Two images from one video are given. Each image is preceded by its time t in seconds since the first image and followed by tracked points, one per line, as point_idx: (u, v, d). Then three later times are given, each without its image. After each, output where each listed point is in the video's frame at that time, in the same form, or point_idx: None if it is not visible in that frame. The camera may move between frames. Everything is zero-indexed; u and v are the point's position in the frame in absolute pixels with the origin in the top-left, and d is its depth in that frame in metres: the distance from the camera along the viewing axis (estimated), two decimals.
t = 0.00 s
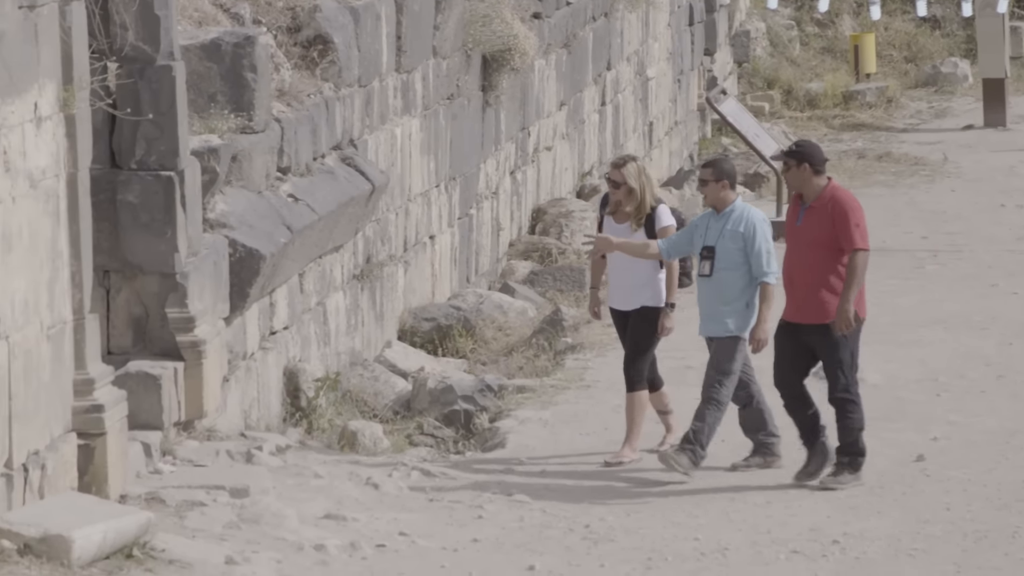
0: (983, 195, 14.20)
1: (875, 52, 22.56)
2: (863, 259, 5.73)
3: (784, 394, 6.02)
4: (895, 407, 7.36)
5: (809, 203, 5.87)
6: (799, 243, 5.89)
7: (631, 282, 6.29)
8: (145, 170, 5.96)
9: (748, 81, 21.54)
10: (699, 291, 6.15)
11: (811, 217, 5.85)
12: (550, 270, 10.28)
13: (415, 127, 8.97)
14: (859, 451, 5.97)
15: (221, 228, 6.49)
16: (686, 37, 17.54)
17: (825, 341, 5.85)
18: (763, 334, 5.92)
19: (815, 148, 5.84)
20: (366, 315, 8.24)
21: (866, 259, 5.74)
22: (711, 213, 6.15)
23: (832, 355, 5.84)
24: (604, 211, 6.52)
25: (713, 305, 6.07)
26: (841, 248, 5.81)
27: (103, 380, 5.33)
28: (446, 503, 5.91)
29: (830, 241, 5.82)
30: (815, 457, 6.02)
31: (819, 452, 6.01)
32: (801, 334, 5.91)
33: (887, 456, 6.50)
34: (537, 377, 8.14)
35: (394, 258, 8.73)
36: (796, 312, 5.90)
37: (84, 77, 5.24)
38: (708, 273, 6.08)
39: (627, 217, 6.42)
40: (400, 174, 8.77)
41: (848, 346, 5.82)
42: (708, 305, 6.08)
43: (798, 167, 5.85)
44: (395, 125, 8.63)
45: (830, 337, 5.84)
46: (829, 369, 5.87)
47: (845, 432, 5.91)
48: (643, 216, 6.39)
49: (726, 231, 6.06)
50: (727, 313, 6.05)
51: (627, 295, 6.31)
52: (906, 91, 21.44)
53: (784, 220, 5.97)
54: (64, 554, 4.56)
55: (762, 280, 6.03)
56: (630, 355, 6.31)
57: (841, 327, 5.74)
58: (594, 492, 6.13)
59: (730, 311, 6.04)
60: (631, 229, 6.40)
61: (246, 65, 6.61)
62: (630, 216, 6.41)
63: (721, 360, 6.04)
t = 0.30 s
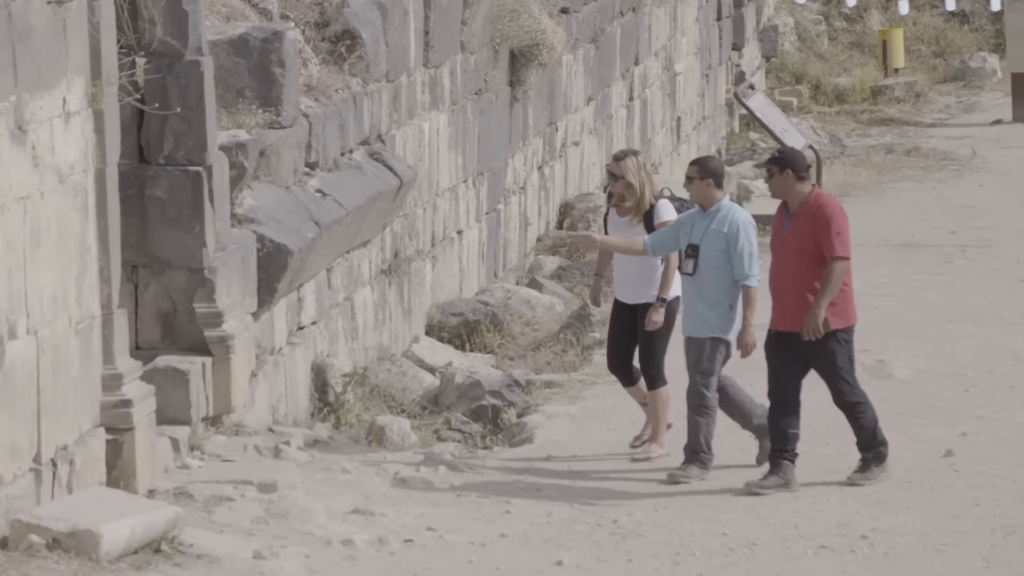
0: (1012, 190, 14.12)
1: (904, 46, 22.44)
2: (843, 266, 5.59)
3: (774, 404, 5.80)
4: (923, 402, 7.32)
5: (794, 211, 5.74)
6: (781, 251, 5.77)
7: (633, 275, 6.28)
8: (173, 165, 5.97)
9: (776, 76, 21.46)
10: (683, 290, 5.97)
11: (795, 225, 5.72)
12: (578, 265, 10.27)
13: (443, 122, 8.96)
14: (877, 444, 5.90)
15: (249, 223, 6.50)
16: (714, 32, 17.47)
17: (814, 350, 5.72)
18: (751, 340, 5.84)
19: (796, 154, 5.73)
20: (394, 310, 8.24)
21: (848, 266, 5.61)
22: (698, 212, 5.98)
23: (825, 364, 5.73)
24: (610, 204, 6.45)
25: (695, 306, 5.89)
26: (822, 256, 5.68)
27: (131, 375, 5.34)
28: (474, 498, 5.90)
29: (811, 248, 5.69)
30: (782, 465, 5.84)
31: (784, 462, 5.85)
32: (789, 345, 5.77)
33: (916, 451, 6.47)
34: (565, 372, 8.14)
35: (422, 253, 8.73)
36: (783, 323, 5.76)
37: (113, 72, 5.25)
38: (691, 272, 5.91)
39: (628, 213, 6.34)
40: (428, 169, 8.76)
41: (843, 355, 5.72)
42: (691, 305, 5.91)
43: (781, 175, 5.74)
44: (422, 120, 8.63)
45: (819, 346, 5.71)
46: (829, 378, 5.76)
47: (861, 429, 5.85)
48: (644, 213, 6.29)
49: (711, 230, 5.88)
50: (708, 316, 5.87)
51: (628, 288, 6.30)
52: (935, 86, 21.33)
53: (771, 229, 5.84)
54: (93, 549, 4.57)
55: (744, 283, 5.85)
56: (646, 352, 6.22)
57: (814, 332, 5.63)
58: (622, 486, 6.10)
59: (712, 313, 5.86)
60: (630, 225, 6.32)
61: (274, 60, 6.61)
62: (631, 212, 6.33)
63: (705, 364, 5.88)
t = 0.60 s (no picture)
0: None
1: (930, 43, 22.34)
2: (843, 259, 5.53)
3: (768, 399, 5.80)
4: (950, 399, 7.27)
5: (780, 204, 5.63)
6: (771, 246, 5.63)
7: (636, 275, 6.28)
8: (200, 162, 5.98)
9: (802, 73, 21.38)
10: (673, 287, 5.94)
11: (786, 218, 5.60)
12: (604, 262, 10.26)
13: (469, 119, 8.95)
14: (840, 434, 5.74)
15: (275, 220, 6.50)
16: (740, 29, 17.42)
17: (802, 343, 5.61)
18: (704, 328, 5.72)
19: (779, 146, 5.64)
20: (419, 307, 8.23)
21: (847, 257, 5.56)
22: (687, 209, 5.96)
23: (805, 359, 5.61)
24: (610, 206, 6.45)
25: (683, 302, 5.87)
26: (816, 248, 5.58)
27: (158, 372, 5.34)
28: (501, 495, 5.89)
29: (806, 241, 5.58)
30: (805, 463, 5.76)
31: (807, 461, 5.79)
32: (776, 339, 5.67)
33: (942, 448, 6.43)
34: (591, 369, 8.17)
35: (448, 250, 8.72)
36: (771, 315, 5.64)
37: (139, 69, 5.25)
38: (679, 269, 5.89)
39: (628, 214, 6.33)
40: (454, 166, 8.75)
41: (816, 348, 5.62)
42: (679, 302, 5.89)
43: (765, 168, 5.63)
44: (448, 117, 8.62)
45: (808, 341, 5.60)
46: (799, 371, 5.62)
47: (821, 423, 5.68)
48: (644, 215, 6.29)
49: (697, 227, 5.86)
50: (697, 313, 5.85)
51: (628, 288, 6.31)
52: (962, 82, 21.22)
53: (750, 221, 5.70)
54: (119, 546, 4.57)
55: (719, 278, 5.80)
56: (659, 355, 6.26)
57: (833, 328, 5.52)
58: (648, 483, 6.08)
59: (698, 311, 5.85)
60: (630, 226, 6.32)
61: (300, 57, 6.61)
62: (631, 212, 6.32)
63: (716, 363, 5.82)
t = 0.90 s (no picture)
0: None
1: (957, 41, 22.22)
2: (838, 267, 5.44)
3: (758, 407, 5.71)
4: (977, 398, 7.23)
5: (770, 214, 5.53)
6: (764, 256, 5.54)
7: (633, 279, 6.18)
8: (226, 161, 5.98)
9: (828, 71, 21.28)
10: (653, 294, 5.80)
11: (777, 228, 5.50)
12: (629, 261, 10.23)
13: (495, 117, 8.94)
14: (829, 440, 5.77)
15: (301, 218, 6.49)
16: (766, 27, 17.35)
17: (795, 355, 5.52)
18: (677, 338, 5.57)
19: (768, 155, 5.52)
20: (445, 306, 8.23)
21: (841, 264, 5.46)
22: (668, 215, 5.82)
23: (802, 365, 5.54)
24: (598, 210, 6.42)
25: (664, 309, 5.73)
26: (809, 257, 5.49)
27: (185, 370, 5.35)
28: (526, 494, 5.87)
29: (799, 250, 5.49)
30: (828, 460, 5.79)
31: (833, 458, 5.80)
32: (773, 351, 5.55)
33: (969, 447, 6.39)
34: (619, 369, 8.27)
35: (473, 249, 8.71)
36: (766, 325, 5.56)
37: (165, 68, 5.26)
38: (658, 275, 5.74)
39: (617, 213, 6.29)
40: (479, 164, 8.74)
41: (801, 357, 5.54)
42: (659, 308, 5.74)
43: (756, 178, 5.51)
44: (474, 115, 8.61)
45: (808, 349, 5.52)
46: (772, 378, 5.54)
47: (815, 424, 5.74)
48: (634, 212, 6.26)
49: (677, 233, 5.71)
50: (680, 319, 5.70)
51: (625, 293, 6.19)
52: (988, 80, 21.11)
53: (742, 230, 5.61)
54: (145, 545, 4.57)
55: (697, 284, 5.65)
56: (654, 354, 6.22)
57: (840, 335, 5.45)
58: (674, 482, 6.05)
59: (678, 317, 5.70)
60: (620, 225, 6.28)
61: (326, 56, 6.62)
62: (624, 211, 6.28)
63: (706, 367, 5.68)
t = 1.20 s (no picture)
0: None
1: (986, 40, 22.08)
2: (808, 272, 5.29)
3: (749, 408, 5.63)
4: (1007, 398, 7.18)
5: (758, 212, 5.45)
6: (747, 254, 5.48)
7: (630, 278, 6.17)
8: (254, 161, 5.99)
9: (856, 70, 21.18)
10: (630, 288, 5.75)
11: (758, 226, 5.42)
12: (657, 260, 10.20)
13: (523, 117, 8.92)
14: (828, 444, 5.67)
15: (329, 218, 6.50)
16: (794, 26, 17.28)
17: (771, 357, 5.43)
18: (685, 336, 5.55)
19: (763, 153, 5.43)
20: (473, 305, 8.22)
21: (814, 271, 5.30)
22: (646, 209, 5.77)
23: (772, 367, 5.43)
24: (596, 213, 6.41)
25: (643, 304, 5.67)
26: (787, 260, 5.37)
27: (213, 370, 5.35)
28: (555, 493, 5.86)
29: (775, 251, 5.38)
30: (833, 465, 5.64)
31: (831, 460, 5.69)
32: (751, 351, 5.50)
33: (998, 447, 6.34)
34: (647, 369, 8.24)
35: (501, 249, 8.70)
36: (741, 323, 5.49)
37: (193, 67, 5.26)
38: (637, 270, 5.69)
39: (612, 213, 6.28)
40: (507, 164, 8.73)
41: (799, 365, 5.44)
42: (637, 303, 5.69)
43: (744, 175, 5.44)
44: (502, 115, 8.60)
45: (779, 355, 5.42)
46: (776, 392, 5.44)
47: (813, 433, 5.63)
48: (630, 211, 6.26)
49: (658, 227, 5.66)
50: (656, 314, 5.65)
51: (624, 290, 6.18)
52: (1018, 80, 20.97)
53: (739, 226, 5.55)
54: (174, 544, 4.57)
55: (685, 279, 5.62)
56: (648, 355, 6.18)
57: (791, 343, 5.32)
58: (702, 482, 6.03)
59: (657, 311, 5.65)
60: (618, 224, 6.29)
61: (354, 56, 6.61)
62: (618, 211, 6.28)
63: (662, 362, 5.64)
